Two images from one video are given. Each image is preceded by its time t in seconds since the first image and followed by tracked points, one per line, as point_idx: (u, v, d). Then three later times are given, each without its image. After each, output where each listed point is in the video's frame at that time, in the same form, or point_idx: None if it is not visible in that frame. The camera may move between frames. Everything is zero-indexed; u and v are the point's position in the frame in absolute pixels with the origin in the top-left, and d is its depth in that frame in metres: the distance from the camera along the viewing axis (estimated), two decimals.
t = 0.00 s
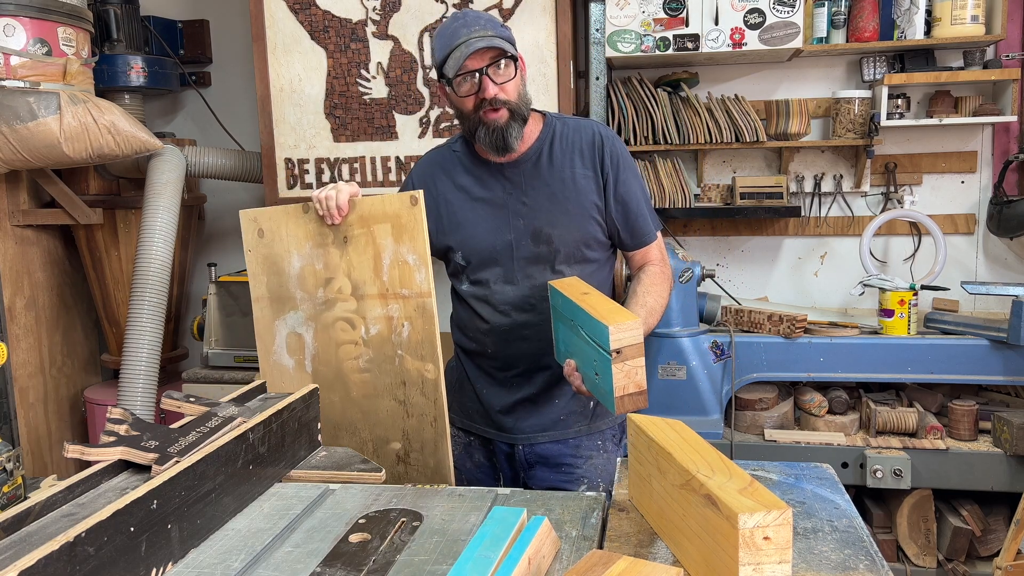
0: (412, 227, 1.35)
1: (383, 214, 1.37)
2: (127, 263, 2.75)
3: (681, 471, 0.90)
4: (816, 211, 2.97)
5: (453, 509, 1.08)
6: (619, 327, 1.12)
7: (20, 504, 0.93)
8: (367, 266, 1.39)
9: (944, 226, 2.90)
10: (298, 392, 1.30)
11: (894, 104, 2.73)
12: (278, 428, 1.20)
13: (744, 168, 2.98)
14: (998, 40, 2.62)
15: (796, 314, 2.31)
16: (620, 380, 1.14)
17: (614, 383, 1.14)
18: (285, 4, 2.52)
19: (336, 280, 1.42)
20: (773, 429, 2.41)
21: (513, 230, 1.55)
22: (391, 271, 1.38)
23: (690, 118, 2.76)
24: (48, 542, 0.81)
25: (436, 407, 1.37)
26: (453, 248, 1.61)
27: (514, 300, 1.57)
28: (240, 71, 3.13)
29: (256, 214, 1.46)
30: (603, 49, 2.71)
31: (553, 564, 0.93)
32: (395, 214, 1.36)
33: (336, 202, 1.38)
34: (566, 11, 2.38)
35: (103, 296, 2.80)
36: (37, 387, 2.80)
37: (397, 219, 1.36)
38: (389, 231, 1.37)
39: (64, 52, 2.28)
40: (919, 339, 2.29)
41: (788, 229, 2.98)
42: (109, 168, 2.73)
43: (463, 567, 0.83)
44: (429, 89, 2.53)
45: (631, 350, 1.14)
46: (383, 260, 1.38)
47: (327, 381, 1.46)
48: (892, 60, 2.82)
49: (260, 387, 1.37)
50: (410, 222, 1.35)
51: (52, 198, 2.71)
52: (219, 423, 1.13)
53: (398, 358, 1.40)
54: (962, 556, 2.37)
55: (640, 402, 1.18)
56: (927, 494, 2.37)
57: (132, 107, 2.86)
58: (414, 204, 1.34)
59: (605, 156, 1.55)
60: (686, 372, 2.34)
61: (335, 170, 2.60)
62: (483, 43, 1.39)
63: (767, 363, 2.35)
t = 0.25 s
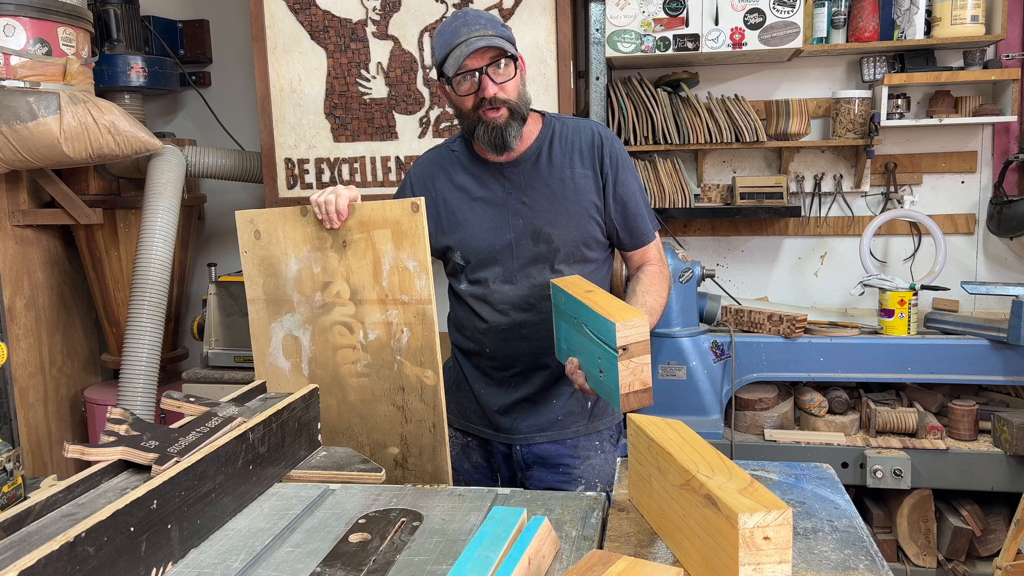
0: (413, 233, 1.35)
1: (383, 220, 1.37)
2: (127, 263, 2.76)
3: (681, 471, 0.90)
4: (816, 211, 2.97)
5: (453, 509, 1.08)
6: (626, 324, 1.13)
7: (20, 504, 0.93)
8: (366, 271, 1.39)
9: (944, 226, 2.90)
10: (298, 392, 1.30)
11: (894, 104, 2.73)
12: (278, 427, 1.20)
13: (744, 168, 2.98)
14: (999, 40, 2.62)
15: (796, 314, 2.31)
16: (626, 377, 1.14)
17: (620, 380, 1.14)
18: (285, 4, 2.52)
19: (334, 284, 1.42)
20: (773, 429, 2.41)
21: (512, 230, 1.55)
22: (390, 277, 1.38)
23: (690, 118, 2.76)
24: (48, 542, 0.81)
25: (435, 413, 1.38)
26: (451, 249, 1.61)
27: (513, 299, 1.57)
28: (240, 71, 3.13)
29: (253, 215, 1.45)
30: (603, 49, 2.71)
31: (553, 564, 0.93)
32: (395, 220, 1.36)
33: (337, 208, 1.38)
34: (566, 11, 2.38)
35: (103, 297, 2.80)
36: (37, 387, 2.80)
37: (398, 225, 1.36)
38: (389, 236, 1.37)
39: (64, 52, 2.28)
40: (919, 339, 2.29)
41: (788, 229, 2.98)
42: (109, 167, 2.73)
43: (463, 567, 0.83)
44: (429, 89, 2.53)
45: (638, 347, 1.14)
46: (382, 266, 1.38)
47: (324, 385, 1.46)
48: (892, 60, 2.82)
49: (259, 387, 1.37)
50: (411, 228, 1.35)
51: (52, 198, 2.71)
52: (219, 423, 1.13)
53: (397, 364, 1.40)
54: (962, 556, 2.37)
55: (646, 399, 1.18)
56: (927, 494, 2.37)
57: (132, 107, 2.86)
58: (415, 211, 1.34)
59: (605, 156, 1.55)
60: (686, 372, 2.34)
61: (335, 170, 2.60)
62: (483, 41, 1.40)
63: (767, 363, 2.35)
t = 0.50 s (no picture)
0: (413, 236, 1.36)
1: (383, 223, 1.37)
2: (127, 263, 2.76)
3: (681, 471, 0.90)
4: (816, 211, 2.97)
5: (453, 509, 1.08)
6: (627, 325, 1.12)
7: (20, 504, 0.93)
8: (366, 274, 1.40)
9: (944, 226, 2.90)
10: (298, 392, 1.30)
11: (894, 104, 2.73)
12: (278, 427, 1.20)
13: (744, 169, 2.98)
14: (998, 40, 2.62)
15: (796, 314, 2.31)
16: (626, 377, 1.14)
17: (620, 380, 1.13)
18: (285, 4, 2.52)
19: (333, 286, 1.42)
20: (773, 429, 2.41)
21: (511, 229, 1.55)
22: (390, 280, 1.39)
23: (690, 118, 2.76)
24: (48, 542, 0.81)
25: (434, 416, 1.38)
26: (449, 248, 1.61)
27: (513, 299, 1.57)
28: (240, 71, 3.13)
29: (251, 216, 1.45)
30: (603, 49, 2.71)
31: (553, 564, 0.93)
32: (394, 224, 1.37)
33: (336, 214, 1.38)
34: (566, 11, 2.38)
35: (103, 297, 2.80)
36: (37, 387, 2.80)
37: (398, 228, 1.37)
38: (389, 239, 1.37)
39: (64, 52, 2.28)
40: (919, 339, 2.29)
41: (788, 230, 2.98)
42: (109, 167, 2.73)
43: (463, 567, 0.83)
44: (429, 89, 2.53)
45: (638, 347, 1.14)
46: (382, 269, 1.39)
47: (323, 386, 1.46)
48: (892, 60, 2.81)
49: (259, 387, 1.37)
50: (411, 231, 1.36)
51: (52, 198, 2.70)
52: (219, 423, 1.13)
53: (397, 367, 1.40)
54: (962, 556, 2.37)
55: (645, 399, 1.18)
56: (927, 494, 2.37)
57: (133, 107, 2.86)
58: (415, 214, 1.35)
59: (603, 156, 1.56)
60: (686, 372, 2.34)
61: (335, 170, 2.60)
62: (482, 45, 1.39)
63: (767, 363, 2.35)
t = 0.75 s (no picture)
0: (408, 263, 1.33)
1: (378, 251, 1.35)
2: (127, 263, 2.75)
3: (681, 471, 0.90)
4: (816, 211, 2.97)
5: (454, 509, 1.08)
6: (621, 321, 1.12)
7: (20, 504, 0.93)
8: (361, 300, 1.38)
9: (944, 226, 2.90)
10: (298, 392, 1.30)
11: (894, 104, 2.73)
12: (278, 427, 1.20)
13: (744, 169, 2.98)
14: (998, 40, 2.62)
15: (796, 314, 2.31)
16: (621, 373, 1.14)
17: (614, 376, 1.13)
18: (286, 4, 2.52)
19: (327, 312, 1.42)
20: (773, 429, 2.41)
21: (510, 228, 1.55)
22: (386, 307, 1.37)
23: (690, 118, 2.76)
24: (48, 542, 0.81)
25: (433, 443, 1.37)
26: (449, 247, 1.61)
27: (512, 299, 1.57)
28: (240, 71, 3.13)
29: (241, 242, 1.45)
30: (603, 49, 2.71)
31: (553, 564, 0.93)
32: (389, 250, 1.34)
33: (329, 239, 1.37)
34: (566, 11, 2.38)
35: (103, 297, 2.80)
36: (37, 387, 2.80)
37: (393, 255, 1.34)
38: (384, 266, 1.35)
39: (64, 52, 2.28)
40: (919, 339, 2.29)
41: (788, 230, 2.98)
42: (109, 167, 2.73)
43: (463, 567, 0.83)
44: (429, 89, 2.53)
45: (633, 342, 1.14)
46: (378, 296, 1.37)
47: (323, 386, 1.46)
48: (892, 60, 2.81)
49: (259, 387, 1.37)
50: (405, 259, 1.33)
51: (52, 198, 2.70)
52: (219, 423, 1.13)
53: (394, 394, 1.40)
54: (962, 556, 2.37)
55: (641, 394, 1.18)
56: (927, 494, 2.37)
57: (133, 107, 2.86)
58: (410, 242, 1.32)
59: (602, 154, 1.56)
60: (686, 372, 2.34)
61: (335, 170, 2.60)
62: (481, 40, 1.40)
63: (767, 363, 2.35)
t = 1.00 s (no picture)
0: (401, 296, 1.34)
1: (370, 283, 1.35)
2: (127, 263, 2.75)
3: (680, 471, 0.90)
4: (816, 211, 2.97)
5: (454, 510, 1.08)
6: (616, 314, 1.13)
7: (20, 504, 0.93)
8: (353, 334, 1.37)
9: (944, 226, 2.90)
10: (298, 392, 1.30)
11: (894, 104, 2.73)
12: (278, 427, 1.20)
13: (744, 169, 2.98)
14: (998, 40, 2.62)
15: (796, 314, 2.31)
16: (619, 367, 1.14)
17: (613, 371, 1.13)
18: (285, 4, 2.52)
19: (319, 345, 1.40)
20: (773, 429, 2.41)
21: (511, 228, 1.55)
22: (379, 339, 1.37)
23: (690, 118, 2.76)
24: (48, 541, 0.81)
25: (433, 475, 1.38)
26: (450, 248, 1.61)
27: (512, 298, 1.57)
28: (240, 71, 3.13)
29: (227, 278, 1.42)
30: (603, 49, 2.71)
31: (553, 564, 0.93)
32: (381, 283, 1.35)
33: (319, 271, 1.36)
34: (566, 11, 2.38)
35: (103, 297, 2.80)
36: (37, 387, 2.79)
37: (386, 287, 1.35)
38: (377, 298, 1.35)
39: (64, 52, 2.27)
40: (919, 339, 2.28)
41: (788, 230, 2.98)
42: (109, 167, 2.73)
43: (463, 567, 0.83)
44: (429, 89, 2.53)
45: (629, 336, 1.14)
46: (370, 329, 1.37)
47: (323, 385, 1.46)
48: (892, 60, 2.81)
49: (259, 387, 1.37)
50: (399, 291, 1.34)
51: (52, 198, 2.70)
52: (219, 423, 1.13)
53: (389, 426, 1.39)
54: (962, 556, 2.37)
55: (639, 388, 1.18)
56: (927, 494, 2.37)
57: (132, 107, 2.86)
58: (403, 274, 1.33)
59: (601, 153, 1.56)
60: (686, 372, 2.34)
61: (335, 170, 2.60)
62: (474, 49, 1.40)
63: (767, 363, 2.35)
